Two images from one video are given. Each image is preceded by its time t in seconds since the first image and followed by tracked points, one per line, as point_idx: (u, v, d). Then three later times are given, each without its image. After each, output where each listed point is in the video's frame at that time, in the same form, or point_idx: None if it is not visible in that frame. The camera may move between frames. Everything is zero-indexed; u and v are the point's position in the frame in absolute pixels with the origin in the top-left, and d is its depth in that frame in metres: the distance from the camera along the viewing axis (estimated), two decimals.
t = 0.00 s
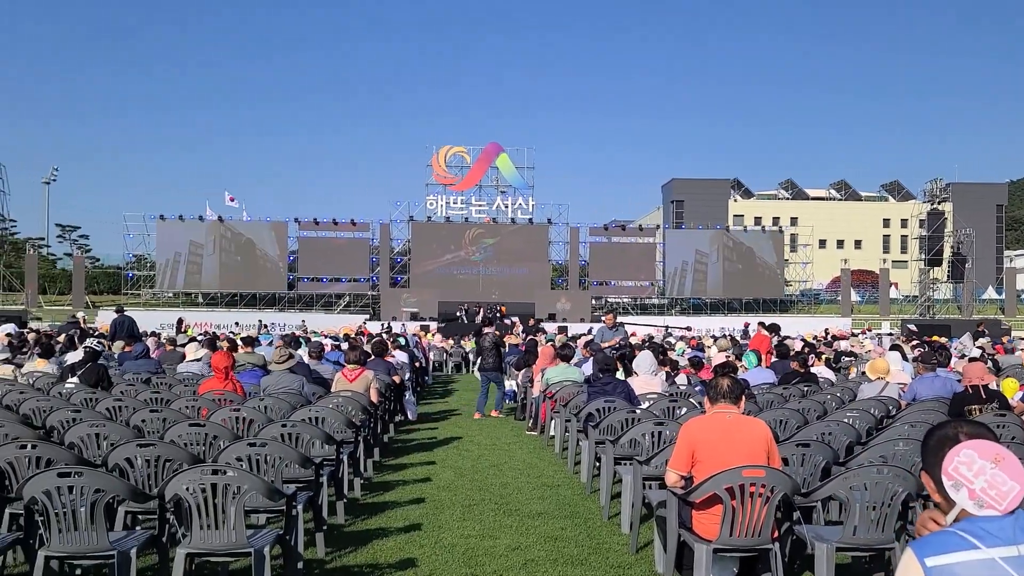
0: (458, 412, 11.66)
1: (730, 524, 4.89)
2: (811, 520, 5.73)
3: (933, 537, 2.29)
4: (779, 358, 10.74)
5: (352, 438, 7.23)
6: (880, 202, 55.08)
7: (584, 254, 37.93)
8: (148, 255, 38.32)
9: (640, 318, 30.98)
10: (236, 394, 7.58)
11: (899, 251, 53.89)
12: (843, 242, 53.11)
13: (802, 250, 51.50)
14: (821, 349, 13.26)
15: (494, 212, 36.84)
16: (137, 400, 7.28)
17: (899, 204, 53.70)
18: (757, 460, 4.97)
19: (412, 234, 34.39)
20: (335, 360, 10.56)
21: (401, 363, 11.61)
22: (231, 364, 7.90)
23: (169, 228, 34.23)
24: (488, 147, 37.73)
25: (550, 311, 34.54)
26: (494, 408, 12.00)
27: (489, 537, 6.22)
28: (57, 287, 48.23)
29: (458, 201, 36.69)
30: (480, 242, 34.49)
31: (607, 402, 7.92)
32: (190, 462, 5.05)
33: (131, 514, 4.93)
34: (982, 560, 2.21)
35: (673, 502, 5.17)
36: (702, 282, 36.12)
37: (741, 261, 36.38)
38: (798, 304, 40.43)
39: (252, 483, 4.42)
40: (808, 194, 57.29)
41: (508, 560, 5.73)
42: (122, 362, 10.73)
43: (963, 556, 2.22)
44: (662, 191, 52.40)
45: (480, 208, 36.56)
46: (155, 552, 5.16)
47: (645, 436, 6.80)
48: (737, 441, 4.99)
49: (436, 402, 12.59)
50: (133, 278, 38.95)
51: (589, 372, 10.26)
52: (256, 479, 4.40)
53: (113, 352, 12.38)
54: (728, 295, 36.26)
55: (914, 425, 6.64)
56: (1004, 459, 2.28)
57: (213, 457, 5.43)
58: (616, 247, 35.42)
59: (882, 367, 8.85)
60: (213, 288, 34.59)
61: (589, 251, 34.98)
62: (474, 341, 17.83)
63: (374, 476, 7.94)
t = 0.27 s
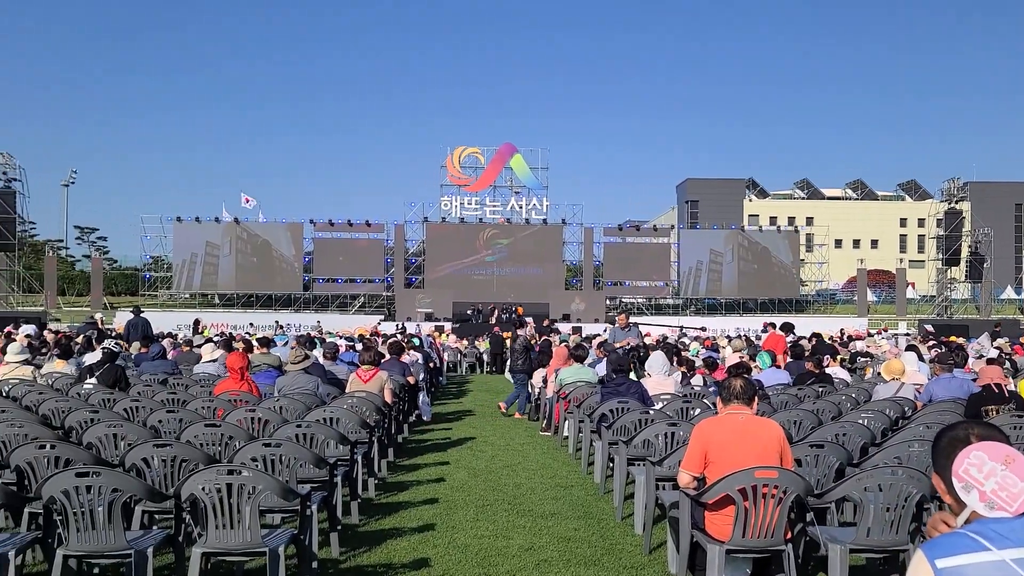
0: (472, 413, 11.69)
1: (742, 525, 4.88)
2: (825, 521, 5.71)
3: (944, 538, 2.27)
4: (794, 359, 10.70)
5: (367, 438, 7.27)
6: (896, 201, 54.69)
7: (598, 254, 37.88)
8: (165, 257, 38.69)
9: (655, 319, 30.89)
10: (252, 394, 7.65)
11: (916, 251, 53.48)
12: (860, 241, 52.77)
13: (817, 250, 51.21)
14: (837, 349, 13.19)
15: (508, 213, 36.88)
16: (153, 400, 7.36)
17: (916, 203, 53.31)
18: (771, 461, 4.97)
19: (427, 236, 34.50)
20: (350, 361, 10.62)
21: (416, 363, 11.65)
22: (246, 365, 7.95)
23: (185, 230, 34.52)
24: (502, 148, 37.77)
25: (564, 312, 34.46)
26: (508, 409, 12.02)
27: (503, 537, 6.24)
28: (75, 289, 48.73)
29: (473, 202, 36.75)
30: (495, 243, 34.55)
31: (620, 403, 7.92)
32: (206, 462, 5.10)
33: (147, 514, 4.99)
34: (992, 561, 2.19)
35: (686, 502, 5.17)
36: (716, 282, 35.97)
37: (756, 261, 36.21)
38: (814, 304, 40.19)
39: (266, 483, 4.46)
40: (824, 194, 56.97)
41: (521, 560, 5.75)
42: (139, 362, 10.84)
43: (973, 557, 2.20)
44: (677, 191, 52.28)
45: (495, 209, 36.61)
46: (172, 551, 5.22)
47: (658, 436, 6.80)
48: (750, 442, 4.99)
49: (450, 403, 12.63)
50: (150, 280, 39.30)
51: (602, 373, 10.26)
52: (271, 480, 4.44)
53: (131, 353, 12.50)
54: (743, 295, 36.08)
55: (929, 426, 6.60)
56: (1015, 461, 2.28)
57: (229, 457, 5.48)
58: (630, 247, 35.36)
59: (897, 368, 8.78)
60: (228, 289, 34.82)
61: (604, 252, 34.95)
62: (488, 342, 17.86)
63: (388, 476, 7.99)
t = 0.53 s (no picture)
0: (480, 413, 11.71)
1: (748, 526, 4.88)
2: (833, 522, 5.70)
3: (945, 540, 2.26)
4: (802, 360, 10.67)
5: (375, 439, 7.29)
6: (907, 202, 54.44)
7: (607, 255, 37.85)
8: (176, 258, 38.86)
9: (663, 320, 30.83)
10: (260, 395, 7.70)
11: (927, 252, 53.21)
12: (870, 242, 52.56)
13: (828, 250, 51.02)
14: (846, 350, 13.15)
15: (517, 214, 36.90)
16: (164, 401, 7.42)
17: (927, 204, 53.05)
18: (777, 462, 4.96)
19: (436, 237, 34.57)
20: (359, 362, 10.67)
21: (424, 364, 11.69)
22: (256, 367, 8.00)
23: (195, 231, 34.73)
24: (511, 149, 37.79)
25: (574, 312, 34.56)
26: (515, 410, 12.02)
27: (510, 538, 6.26)
28: (87, 290, 49.08)
29: (482, 203, 36.77)
30: (504, 244, 34.58)
31: (628, 404, 7.93)
32: (214, 463, 5.14)
33: (156, 514, 5.03)
34: (994, 562, 2.18)
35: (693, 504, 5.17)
36: (726, 284, 35.87)
37: (767, 262, 36.09)
38: (823, 305, 40.04)
39: (273, 484, 4.49)
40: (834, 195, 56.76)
41: (528, 561, 5.76)
42: (149, 364, 10.91)
43: (976, 560, 2.19)
44: (687, 192, 52.19)
45: (504, 210, 36.62)
46: (181, 551, 5.26)
47: (666, 437, 6.80)
48: (756, 443, 4.98)
49: (458, 404, 12.64)
50: (161, 281, 39.54)
51: (611, 374, 10.27)
52: (278, 480, 4.47)
53: (141, 354, 12.58)
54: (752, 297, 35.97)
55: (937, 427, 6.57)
56: (1018, 462, 2.27)
57: (237, 458, 5.51)
58: (638, 249, 35.30)
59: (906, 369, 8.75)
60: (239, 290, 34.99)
61: (613, 253, 34.93)
62: (497, 343, 17.90)
63: (397, 476, 8.02)
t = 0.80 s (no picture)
0: (483, 415, 11.72)
1: (751, 527, 4.88)
2: (836, 523, 5.69)
3: (945, 540, 2.26)
4: (805, 361, 10.65)
5: (378, 440, 7.30)
6: (911, 202, 54.36)
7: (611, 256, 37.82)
8: (179, 260, 38.92)
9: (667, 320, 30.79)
10: (264, 397, 7.72)
11: (931, 252, 53.14)
12: (874, 242, 52.51)
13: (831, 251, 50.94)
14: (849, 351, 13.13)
15: (520, 215, 36.90)
16: (167, 402, 7.44)
17: (930, 204, 52.98)
18: (780, 463, 4.96)
19: (439, 238, 34.59)
20: (362, 364, 10.68)
21: (427, 365, 11.71)
22: (259, 368, 8.02)
23: (199, 233, 34.79)
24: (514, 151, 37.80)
25: (577, 314, 34.32)
26: (518, 411, 12.02)
27: (512, 539, 6.27)
28: (91, 293, 49.17)
29: (485, 204, 36.78)
30: (507, 245, 34.57)
31: (630, 405, 7.93)
32: (216, 464, 5.15)
33: (160, 515, 5.05)
34: (995, 562, 2.17)
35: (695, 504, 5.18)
36: (729, 284, 35.82)
37: (770, 262, 36.05)
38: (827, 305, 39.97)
39: (276, 485, 4.50)
40: (838, 195, 56.69)
41: (531, 562, 5.77)
42: (152, 366, 10.93)
43: (977, 559, 2.18)
44: (690, 193, 52.14)
45: (507, 211, 36.62)
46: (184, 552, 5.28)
47: (669, 438, 6.80)
48: (758, 443, 4.98)
49: (461, 405, 12.66)
50: (165, 283, 39.60)
51: (614, 375, 10.28)
52: (280, 481, 4.48)
53: (145, 356, 12.60)
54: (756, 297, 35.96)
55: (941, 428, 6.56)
56: (1017, 463, 2.27)
57: (240, 459, 5.52)
58: (641, 249, 35.27)
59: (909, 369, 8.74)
60: (242, 291, 35.04)
61: (616, 253, 34.91)
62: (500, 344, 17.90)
63: (399, 477, 8.04)
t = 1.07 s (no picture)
0: (483, 415, 11.72)
1: (750, 528, 4.87)
2: (835, 523, 5.69)
3: (942, 541, 2.25)
4: (805, 361, 10.65)
5: (377, 441, 7.30)
6: (911, 202, 54.35)
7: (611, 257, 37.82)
8: (180, 260, 38.94)
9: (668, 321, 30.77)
10: (263, 397, 7.73)
11: (932, 252, 53.13)
12: (874, 242, 52.50)
13: (832, 251, 50.92)
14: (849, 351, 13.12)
15: (521, 216, 36.90)
16: (167, 403, 7.44)
17: (931, 204, 52.97)
18: (779, 463, 4.96)
19: (440, 238, 34.62)
20: (362, 365, 10.69)
21: (427, 366, 11.71)
22: (258, 369, 8.02)
23: (199, 233, 34.76)
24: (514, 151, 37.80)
25: (577, 315, 34.52)
26: (518, 411, 12.02)
27: (511, 540, 6.26)
28: (92, 293, 49.19)
29: (485, 205, 36.78)
30: (508, 245, 34.57)
31: (630, 405, 7.93)
32: (216, 465, 5.16)
33: (158, 516, 5.05)
34: (993, 563, 2.16)
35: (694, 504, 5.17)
36: (729, 284, 35.80)
37: (771, 262, 36.02)
38: (828, 305, 39.96)
39: (275, 486, 4.49)
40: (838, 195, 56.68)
41: (530, 562, 5.77)
42: (153, 366, 10.93)
43: (975, 560, 2.18)
44: (691, 193, 52.15)
45: (507, 212, 36.62)
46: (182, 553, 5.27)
47: (668, 438, 6.80)
48: (757, 444, 4.98)
49: (461, 405, 12.66)
50: (165, 284, 39.60)
51: (614, 375, 10.28)
52: (279, 482, 4.47)
53: (145, 356, 12.59)
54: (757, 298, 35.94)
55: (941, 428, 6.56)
56: (1014, 464, 2.27)
57: (239, 460, 5.52)
58: (641, 249, 35.25)
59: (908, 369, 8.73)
60: (243, 292, 35.05)
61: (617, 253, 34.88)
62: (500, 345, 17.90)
63: (399, 478, 8.03)
